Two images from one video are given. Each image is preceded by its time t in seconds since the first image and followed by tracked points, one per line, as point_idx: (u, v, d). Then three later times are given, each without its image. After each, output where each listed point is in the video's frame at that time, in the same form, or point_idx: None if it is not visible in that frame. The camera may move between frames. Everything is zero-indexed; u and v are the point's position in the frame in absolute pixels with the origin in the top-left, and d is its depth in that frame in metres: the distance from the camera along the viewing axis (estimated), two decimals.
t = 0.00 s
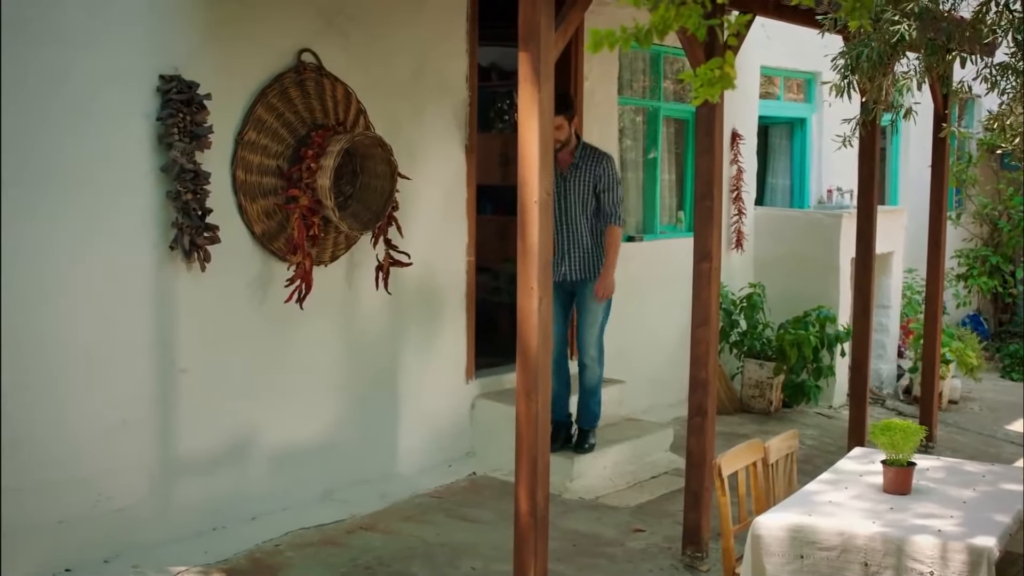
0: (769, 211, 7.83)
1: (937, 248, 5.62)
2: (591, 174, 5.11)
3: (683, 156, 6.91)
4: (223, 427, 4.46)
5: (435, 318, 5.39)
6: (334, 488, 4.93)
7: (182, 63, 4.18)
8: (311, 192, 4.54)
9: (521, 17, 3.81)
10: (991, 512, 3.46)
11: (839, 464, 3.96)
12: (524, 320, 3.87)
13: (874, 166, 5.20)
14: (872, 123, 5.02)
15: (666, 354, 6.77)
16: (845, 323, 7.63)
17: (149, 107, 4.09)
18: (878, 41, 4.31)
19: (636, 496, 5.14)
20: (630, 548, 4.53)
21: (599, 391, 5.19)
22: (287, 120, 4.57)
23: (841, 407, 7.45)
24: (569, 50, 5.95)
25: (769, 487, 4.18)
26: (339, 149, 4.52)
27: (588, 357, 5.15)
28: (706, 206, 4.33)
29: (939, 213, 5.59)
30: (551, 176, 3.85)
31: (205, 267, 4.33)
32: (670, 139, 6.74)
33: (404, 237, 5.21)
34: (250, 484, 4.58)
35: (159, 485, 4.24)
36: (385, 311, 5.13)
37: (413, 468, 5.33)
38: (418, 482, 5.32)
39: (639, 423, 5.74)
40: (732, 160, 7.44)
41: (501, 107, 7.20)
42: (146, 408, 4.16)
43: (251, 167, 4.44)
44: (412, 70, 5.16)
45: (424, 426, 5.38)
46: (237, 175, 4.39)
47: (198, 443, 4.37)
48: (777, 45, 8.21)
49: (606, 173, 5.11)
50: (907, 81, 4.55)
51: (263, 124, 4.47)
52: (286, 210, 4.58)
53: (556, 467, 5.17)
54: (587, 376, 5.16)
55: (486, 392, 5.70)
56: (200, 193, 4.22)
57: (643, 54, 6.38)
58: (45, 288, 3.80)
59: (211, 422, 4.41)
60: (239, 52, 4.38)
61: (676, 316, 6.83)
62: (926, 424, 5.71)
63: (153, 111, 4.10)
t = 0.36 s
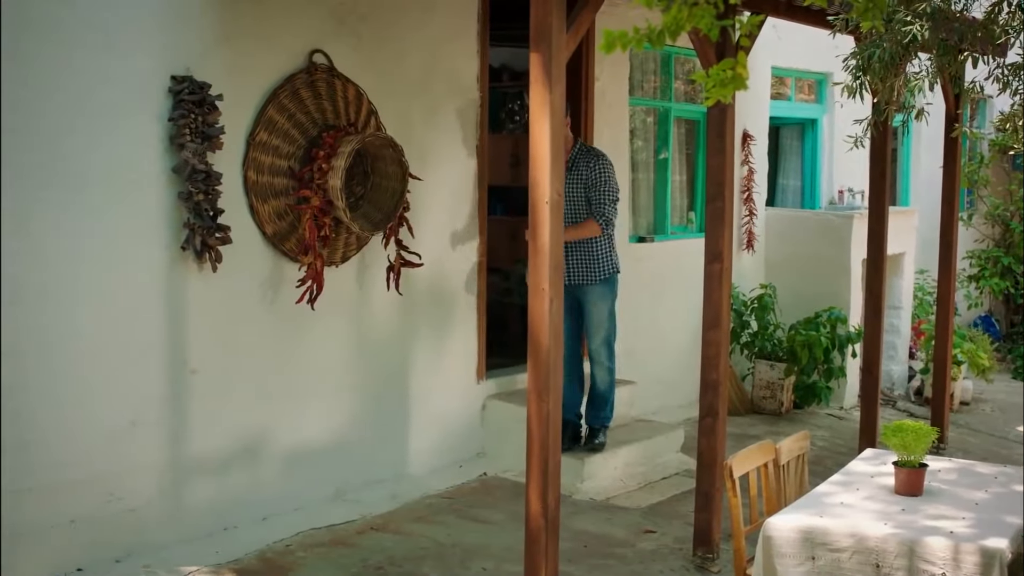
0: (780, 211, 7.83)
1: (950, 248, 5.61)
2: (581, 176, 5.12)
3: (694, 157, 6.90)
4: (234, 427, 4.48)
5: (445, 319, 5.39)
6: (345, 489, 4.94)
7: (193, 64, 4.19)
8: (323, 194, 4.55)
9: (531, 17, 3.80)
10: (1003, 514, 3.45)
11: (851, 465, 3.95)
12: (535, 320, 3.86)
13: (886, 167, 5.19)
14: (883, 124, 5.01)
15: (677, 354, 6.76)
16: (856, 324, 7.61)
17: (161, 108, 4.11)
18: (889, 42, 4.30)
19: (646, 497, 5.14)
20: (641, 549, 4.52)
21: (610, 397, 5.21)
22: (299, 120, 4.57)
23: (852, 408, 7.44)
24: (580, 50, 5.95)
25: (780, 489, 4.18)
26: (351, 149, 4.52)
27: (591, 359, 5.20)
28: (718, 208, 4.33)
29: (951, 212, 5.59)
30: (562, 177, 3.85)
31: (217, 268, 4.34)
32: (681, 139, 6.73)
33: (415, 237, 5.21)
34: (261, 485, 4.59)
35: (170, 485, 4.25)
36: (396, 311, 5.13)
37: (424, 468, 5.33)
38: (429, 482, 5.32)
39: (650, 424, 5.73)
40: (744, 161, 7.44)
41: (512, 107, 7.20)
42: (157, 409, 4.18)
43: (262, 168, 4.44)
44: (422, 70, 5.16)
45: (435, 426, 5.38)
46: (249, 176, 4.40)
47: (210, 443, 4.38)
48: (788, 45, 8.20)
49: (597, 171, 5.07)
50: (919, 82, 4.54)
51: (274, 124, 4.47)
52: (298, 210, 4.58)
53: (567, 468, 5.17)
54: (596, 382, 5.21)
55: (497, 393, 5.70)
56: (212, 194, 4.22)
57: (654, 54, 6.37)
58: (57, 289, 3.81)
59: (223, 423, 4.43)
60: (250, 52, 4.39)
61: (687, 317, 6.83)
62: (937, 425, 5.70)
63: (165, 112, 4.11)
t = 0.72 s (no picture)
0: (793, 210, 7.83)
1: (963, 248, 5.60)
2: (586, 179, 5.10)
3: (707, 156, 6.89)
4: (247, 426, 4.49)
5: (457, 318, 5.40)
6: (357, 488, 4.94)
7: (206, 64, 4.20)
8: (335, 193, 4.55)
9: (544, 17, 3.79)
10: (1017, 514, 3.44)
11: (863, 465, 3.94)
12: (548, 319, 3.86)
13: (899, 166, 5.18)
14: (897, 123, 5.01)
15: (689, 353, 6.75)
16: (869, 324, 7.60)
17: (174, 108, 4.12)
18: (902, 41, 4.32)
19: (658, 497, 5.14)
20: (653, 549, 4.52)
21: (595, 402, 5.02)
22: (311, 120, 4.58)
23: (864, 408, 7.43)
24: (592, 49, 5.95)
25: (792, 488, 4.18)
26: (363, 148, 4.52)
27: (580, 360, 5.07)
28: (731, 207, 4.32)
29: (964, 211, 5.58)
30: (575, 176, 3.84)
31: (229, 267, 4.35)
32: (693, 139, 6.72)
33: (427, 237, 5.21)
34: (274, 483, 4.60)
35: (183, 484, 4.27)
36: (408, 311, 5.13)
37: (435, 468, 5.33)
38: (441, 482, 5.33)
39: (662, 424, 5.72)
40: (756, 161, 7.43)
41: (525, 107, 7.28)
42: (170, 408, 4.19)
43: (274, 167, 4.45)
44: (435, 70, 5.16)
45: (447, 425, 5.38)
46: (262, 176, 4.41)
47: (223, 442, 4.40)
48: (801, 44, 8.19)
49: (604, 177, 5.07)
50: (933, 82, 4.54)
51: (286, 124, 4.48)
52: (310, 210, 4.59)
53: (578, 467, 5.17)
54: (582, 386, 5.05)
55: (509, 393, 5.70)
56: (225, 193, 4.24)
57: (667, 53, 6.36)
58: (71, 287, 3.83)
59: (235, 421, 4.44)
60: (263, 52, 4.40)
61: (699, 317, 6.82)
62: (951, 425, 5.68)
63: (178, 112, 4.13)
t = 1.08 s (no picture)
0: (806, 208, 7.84)
1: (976, 245, 5.58)
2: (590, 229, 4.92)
3: (719, 153, 6.86)
4: (259, 423, 4.52)
5: (469, 315, 5.41)
6: (368, 485, 4.96)
7: (218, 60, 4.26)
8: (347, 190, 4.57)
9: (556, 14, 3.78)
10: None
11: (876, 463, 3.93)
12: (560, 317, 3.86)
13: (912, 164, 5.16)
14: (911, 120, 4.99)
15: (701, 350, 6.76)
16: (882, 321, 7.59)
17: (187, 105, 4.18)
18: (915, 38, 4.31)
19: (671, 493, 5.14)
20: (665, 546, 4.52)
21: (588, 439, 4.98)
22: (324, 117, 4.59)
23: (878, 406, 7.41)
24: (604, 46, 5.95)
25: (805, 485, 4.19)
26: (376, 145, 4.53)
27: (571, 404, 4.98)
28: (743, 204, 4.32)
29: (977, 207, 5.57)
30: (588, 174, 3.83)
31: (242, 263, 4.39)
32: (705, 136, 6.70)
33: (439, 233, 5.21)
34: (286, 479, 4.64)
35: (196, 479, 4.31)
36: (420, 308, 5.14)
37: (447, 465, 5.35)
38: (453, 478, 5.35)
39: (674, 421, 5.72)
40: (769, 158, 7.43)
41: (537, 104, 7.35)
42: (182, 404, 4.24)
43: (287, 164, 4.48)
44: (447, 67, 5.17)
45: (459, 422, 5.41)
46: (275, 172, 4.43)
47: (235, 437, 4.44)
48: (815, 41, 8.17)
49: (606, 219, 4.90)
50: (947, 79, 4.53)
51: (299, 121, 4.50)
52: (322, 206, 4.61)
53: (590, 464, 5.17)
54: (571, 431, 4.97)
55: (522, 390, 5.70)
56: (238, 190, 4.28)
57: (679, 50, 6.35)
58: (83, 285, 3.89)
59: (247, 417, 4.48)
60: (275, 50, 4.43)
61: (713, 314, 6.83)
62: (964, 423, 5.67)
63: (191, 109, 4.19)
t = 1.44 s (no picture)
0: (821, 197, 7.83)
1: (992, 235, 5.57)
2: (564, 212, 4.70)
3: (733, 142, 6.85)
4: (274, 411, 4.57)
5: (482, 304, 5.42)
6: (382, 474, 4.99)
7: (232, 49, 4.28)
8: (362, 177, 4.57)
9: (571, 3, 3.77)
10: None
11: (888, 453, 3.92)
12: (574, 305, 3.86)
13: (927, 153, 5.14)
14: (926, 109, 4.97)
15: (715, 340, 6.76)
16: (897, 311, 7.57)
17: (202, 94, 4.22)
18: (932, 26, 4.26)
19: (684, 484, 5.10)
20: (678, 535, 4.53)
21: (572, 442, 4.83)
22: (338, 106, 4.61)
23: (892, 396, 7.40)
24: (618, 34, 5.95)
25: (821, 475, 4.19)
26: (390, 134, 4.53)
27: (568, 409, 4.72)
28: (758, 192, 4.32)
29: (992, 197, 5.55)
30: (602, 163, 3.82)
31: (256, 252, 4.43)
32: (720, 126, 6.69)
33: (453, 222, 5.22)
34: (299, 467, 4.67)
35: (211, 469, 4.37)
36: (433, 296, 5.16)
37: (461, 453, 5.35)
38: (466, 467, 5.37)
39: (687, 411, 5.72)
40: (784, 147, 7.41)
41: (550, 93, 7.28)
42: (196, 392, 4.30)
43: (301, 153, 4.50)
44: (461, 55, 5.17)
45: (472, 411, 5.41)
46: (289, 160, 4.46)
47: (249, 425, 4.49)
48: (830, 30, 8.13)
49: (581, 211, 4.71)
50: (963, 67, 4.52)
51: (313, 110, 4.52)
52: (336, 195, 4.64)
53: (603, 454, 5.17)
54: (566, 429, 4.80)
55: (536, 378, 5.71)
56: (252, 178, 4.31)
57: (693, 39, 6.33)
58: (99, 277, 3.96)
59: (261, 405, 4.52)
60: (289, 39, 4.44)
61: (726, 305, 6.84)
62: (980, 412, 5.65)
63: (205, 97, 4.22)
